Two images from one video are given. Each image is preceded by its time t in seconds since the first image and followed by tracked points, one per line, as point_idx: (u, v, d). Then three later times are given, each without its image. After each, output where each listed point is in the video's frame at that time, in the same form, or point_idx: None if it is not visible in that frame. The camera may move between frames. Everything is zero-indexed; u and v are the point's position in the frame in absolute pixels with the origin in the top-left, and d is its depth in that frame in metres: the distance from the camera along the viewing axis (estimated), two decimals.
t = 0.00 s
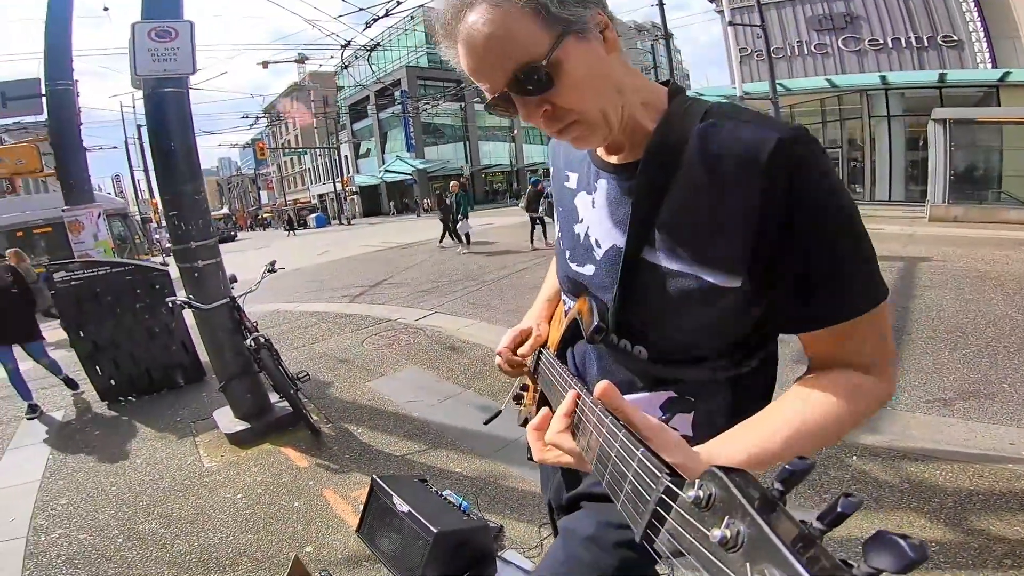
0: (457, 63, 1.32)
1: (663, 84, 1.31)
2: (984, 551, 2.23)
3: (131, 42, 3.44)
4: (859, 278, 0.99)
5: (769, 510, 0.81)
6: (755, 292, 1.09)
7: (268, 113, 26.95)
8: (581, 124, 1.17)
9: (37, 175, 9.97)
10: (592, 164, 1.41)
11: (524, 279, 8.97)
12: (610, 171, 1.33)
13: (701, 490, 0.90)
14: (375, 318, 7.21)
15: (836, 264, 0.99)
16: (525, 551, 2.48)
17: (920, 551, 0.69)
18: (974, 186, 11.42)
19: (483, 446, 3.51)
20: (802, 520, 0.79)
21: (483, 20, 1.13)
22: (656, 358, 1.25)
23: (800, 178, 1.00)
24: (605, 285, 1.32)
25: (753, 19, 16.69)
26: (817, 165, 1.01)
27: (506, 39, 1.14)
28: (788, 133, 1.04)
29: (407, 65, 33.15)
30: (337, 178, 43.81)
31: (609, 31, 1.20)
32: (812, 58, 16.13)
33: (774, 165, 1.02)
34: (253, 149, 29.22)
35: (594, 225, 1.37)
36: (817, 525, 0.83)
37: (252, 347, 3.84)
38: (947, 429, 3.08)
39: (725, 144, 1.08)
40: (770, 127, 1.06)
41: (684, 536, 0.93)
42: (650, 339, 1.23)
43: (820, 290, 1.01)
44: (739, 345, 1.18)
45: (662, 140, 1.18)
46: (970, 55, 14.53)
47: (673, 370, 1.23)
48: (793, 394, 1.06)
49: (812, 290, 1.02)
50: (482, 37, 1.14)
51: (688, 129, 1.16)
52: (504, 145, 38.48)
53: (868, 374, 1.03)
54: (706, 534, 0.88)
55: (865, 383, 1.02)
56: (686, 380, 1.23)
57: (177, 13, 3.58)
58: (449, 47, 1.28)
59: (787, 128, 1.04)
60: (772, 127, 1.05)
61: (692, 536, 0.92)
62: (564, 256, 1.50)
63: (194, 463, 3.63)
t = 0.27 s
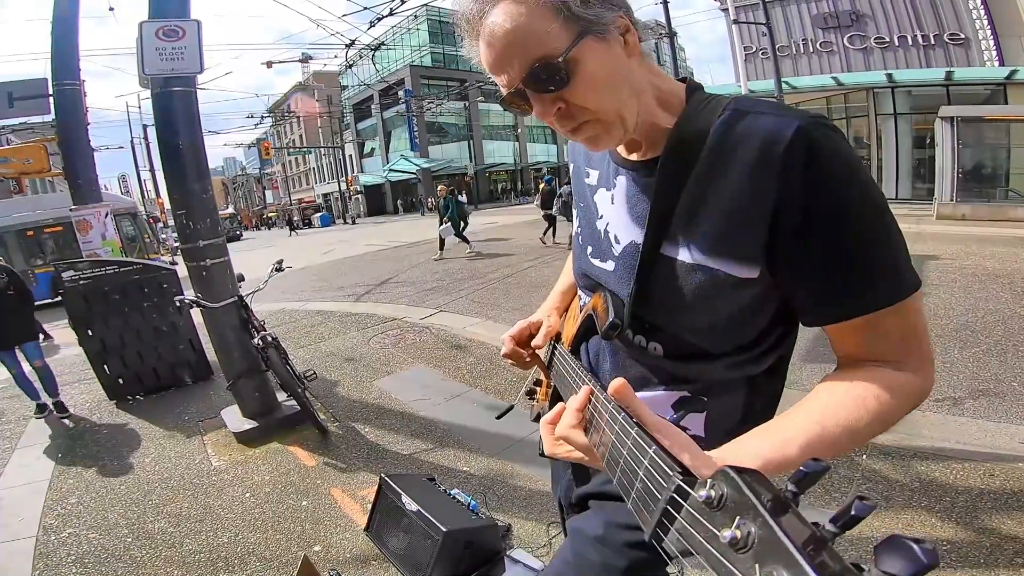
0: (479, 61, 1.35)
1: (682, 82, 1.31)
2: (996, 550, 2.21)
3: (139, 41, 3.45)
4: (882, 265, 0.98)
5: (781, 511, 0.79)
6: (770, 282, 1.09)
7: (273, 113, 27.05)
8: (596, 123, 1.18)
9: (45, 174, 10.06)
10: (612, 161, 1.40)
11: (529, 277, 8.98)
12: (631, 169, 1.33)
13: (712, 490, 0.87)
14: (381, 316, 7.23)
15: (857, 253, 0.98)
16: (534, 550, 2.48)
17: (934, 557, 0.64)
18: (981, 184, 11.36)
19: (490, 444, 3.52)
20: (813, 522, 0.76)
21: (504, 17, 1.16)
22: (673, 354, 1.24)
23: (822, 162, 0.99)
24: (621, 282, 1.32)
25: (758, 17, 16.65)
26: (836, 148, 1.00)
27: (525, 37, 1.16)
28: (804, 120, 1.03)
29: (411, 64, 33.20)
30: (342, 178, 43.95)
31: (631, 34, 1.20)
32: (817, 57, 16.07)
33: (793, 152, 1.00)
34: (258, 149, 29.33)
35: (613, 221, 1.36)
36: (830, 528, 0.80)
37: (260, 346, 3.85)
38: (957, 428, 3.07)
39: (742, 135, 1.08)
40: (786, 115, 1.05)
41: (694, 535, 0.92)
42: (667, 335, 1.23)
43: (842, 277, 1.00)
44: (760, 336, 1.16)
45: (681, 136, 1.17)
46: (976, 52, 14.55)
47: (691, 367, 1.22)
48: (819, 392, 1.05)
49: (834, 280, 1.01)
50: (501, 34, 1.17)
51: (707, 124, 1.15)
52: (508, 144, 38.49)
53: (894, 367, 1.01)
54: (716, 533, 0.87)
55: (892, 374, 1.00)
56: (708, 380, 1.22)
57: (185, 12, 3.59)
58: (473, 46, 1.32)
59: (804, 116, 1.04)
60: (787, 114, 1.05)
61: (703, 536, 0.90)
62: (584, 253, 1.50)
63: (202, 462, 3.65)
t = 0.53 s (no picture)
0: (496, 41, 1.33)
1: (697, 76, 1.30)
2: (1007, 547, 2.20)
3: (140, 41, 3.44)
4: (885, 265, 0.97)
5: (790, 507, 0.79)
6: (782, 279, 1.08)
7: (273, 114, 27.05)
8: (617, 108, 1.17)
9: (46, 175, 10.05)
10: (625, 152, 1.40)
11: (531, 276, 8.98)
12: (645, 161, 1.33)
13: (720, 486, 0.87)
14: (383, 316, 7.22)
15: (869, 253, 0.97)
16: (540, 549, 2.46)
17: (943, 553, 0.66)
18: (983, 181, 11.34)
19: (495, 443, 3.51)
20: (821, 519, 0.76)
21: None
22: (685, 346, 1.24)
23: (845, 162, 0.97)
24: (633, 274, 1.31)
25: (758, 15, 16.63)
26: (856, 150, 0.98)
27: (548, 19, 1.14)
28: (826, 120, 1.02)
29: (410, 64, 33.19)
30: (342, 178, 43.95)
31: (651, 20, 1.19)
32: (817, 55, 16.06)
33: (813, 151, 0.99)
34: (258, 150, 29.31)
35: (626, 213, 1.35)
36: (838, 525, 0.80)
37: (263, 346, 3.83)
38: (964, 425, 3.05)
39: (765, 131, 1.06)
40: (807, 113, 1.04)
41: (701, 531, 0.91)
42: (679, 326, 1.23)
43: (851, 275, 0.98)
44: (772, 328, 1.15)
45: (696, 129, 1.16)
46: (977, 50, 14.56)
47: (705, 357, 1.22)
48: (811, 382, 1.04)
49: (842, 279, 0.99)
50: (525, 13, 1.15)
51: (725, 118, 1.13)
52: (508, 144, 38.47)
53: (886, 364, 1.00)
54: (723, 528, 0.87)
55: (886, 371, 0.99)
56: (719, 372, 1.22)
57: (186, 11, 3.58)
58: (493, 28, 1.31)
59: (825, 115, 1.02)
60: (810, 113, 1.03)
61: (709, 531, 0.90)
62: (594, 244, 1.49)
63: (206, 462, 3.64)
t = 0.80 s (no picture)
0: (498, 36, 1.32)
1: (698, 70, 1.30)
2: (1012, 542, 2.20)
3: (138, 41, 3.43)
4: (876, 256, 0.97)
5: (785, 502, 0.78)
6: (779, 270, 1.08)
7: (272, 117, 27.05)
8: (621, 102, 1.17)
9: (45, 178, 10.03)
10: (627, 145, 1.39)
11: (531, 276, 8.98)
12: (647, 153, 1.31)
13: (717, 479, 0.86)
14: (383, 317, 7.21)
15: (865, 246, 0.97)
16: (542, 548, 2.45)
17: (935, 550, 0.65)
18: (981, 179, 11.37)
19: (496, 442, 3.50)
20: (815, 513, 0.75)
21: None
22: (685, 334, 1.20)
23: (843, 154, 0.97)
24: (634, 264, 1.29)
25: (755, 16, 16.67)
26: (853, 142, 0.99)
27: (552, 16, 1.14)
28: (825, 111, 1.02)
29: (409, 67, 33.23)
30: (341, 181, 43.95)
31: (654, 16, 1.20)
32: (814, 54, 16.10)
33: (815, 141, 0.99)
34: (257, 153, 29.30)
35: (627, 204, 1.33)
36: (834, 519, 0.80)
37: (263, 347, 3.82)
38: (967, 421, 3.05)
39: (768, 121, 1.05)
40: (808, 104, 1.03)
41: (698, 524, 0.90)
42: (680, 314, 1.18)
43: (848, 267, 0.99)
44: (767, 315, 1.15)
45: (698, 120, 1.15)
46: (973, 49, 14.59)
47: (701, 345, 1.19)
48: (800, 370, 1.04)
49: (839, 271, 1.00)
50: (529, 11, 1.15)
51: (728, 108, 1.12)
52: (507, 145, 38.51)
53: (869, 353, 1.01)
54: (719, 521, 0.86)
55: (872, 361, 1.00)
56: (721, 361, 1.18)
57: (184, 12, 3.58)
58: (495, 22, 1.30)
59: (824, 106, 1.02)
60: (810, 103, 1.03)
61: (704, 523, 0.89)
62: (595, 236, 1.47)
63: (205, 464, 3.62)
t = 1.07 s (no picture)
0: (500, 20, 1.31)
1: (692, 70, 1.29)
2: (1019, 545, 2.18)
3: (134, 43, 3.40)
4: (870, 251, 0.94)
5: (794, 500, 0.77)
6: (776, 271, 1.05)
7: (270, 120, 27.02)
8: (616, 96, 1.15)
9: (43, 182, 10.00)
10: (624, 146, 1.38)
11: (531, 277, 8.97)
12: (644, 155, 1.30)
13: (723, 479, 0.85)
14: (383, 320, 7.19)
15: (860, 242, 0.94)
16: (545, 553, 2.44)
17: (947, 546, 0.65)
18: (980, 178, 11.38)
19: (499, 446, 3.48)
20: (825, 511, 0.75)
21: None
22: (685, 334, 1.21)
23: (834, 147, 0.95)
24: (633, 265, 1.29)
25: (752, 15, 16.67)
26: (846, 136, 0.96)
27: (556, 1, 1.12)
28: (817, 105, 0.99)
29: (406, 68, 33.23)
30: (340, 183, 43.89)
31: (657, 18, 1.19)
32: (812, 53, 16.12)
33: (801, 137, 0.97)
34: (255, 155, 29.29)
35: (626, 205, 1.33)
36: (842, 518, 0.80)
37: (263, 351, 3.82)
38: (971, 422, 3.04)
39: (759, 117, 1.03)
40: (800, 98, 1.01)
41: (704, 524, 0.90)
42: (681, 316, 1.19)
43: (843, 264, 0.96)
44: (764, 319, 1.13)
45: (699, 117, 1.13)
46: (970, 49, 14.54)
47: (701, 346, 1.19)
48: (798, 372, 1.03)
49: (836, 268, 0.96)
50: None
51: (724, 105, 1.11)
52: (506, 146, 38.51)
53: (870, 351, 0.97)
54: (727, 521, 0.85)
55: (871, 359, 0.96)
56: (721, 362, 1.18)
57: (181, 16, 3.56)
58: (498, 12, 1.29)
59: (817, 101, 1.00)
60: (801, 99, 1.01)
61: (713, 523, 0.88)
62: (595, 238, 1.46)
63: (206, 468, 3.60)
